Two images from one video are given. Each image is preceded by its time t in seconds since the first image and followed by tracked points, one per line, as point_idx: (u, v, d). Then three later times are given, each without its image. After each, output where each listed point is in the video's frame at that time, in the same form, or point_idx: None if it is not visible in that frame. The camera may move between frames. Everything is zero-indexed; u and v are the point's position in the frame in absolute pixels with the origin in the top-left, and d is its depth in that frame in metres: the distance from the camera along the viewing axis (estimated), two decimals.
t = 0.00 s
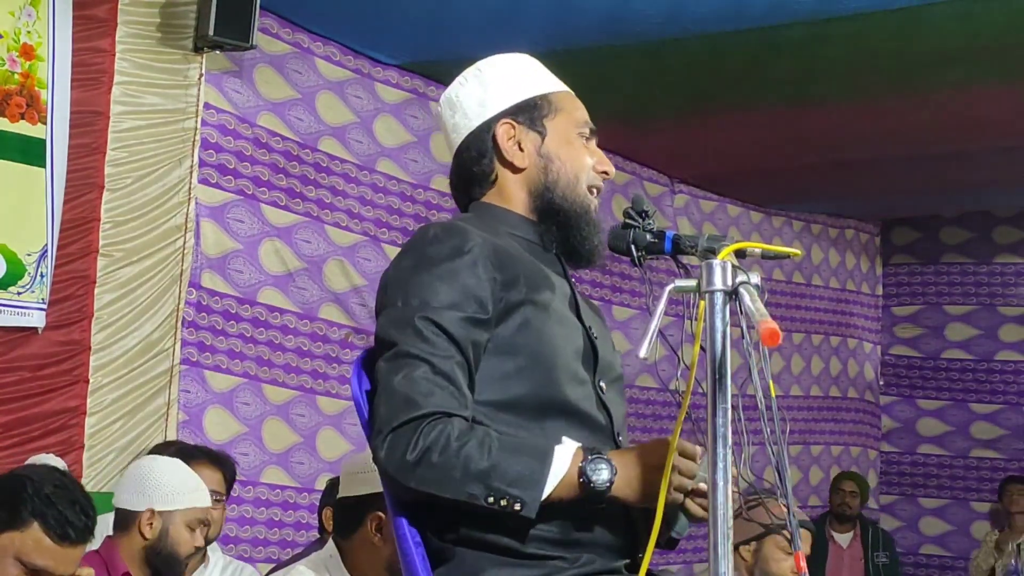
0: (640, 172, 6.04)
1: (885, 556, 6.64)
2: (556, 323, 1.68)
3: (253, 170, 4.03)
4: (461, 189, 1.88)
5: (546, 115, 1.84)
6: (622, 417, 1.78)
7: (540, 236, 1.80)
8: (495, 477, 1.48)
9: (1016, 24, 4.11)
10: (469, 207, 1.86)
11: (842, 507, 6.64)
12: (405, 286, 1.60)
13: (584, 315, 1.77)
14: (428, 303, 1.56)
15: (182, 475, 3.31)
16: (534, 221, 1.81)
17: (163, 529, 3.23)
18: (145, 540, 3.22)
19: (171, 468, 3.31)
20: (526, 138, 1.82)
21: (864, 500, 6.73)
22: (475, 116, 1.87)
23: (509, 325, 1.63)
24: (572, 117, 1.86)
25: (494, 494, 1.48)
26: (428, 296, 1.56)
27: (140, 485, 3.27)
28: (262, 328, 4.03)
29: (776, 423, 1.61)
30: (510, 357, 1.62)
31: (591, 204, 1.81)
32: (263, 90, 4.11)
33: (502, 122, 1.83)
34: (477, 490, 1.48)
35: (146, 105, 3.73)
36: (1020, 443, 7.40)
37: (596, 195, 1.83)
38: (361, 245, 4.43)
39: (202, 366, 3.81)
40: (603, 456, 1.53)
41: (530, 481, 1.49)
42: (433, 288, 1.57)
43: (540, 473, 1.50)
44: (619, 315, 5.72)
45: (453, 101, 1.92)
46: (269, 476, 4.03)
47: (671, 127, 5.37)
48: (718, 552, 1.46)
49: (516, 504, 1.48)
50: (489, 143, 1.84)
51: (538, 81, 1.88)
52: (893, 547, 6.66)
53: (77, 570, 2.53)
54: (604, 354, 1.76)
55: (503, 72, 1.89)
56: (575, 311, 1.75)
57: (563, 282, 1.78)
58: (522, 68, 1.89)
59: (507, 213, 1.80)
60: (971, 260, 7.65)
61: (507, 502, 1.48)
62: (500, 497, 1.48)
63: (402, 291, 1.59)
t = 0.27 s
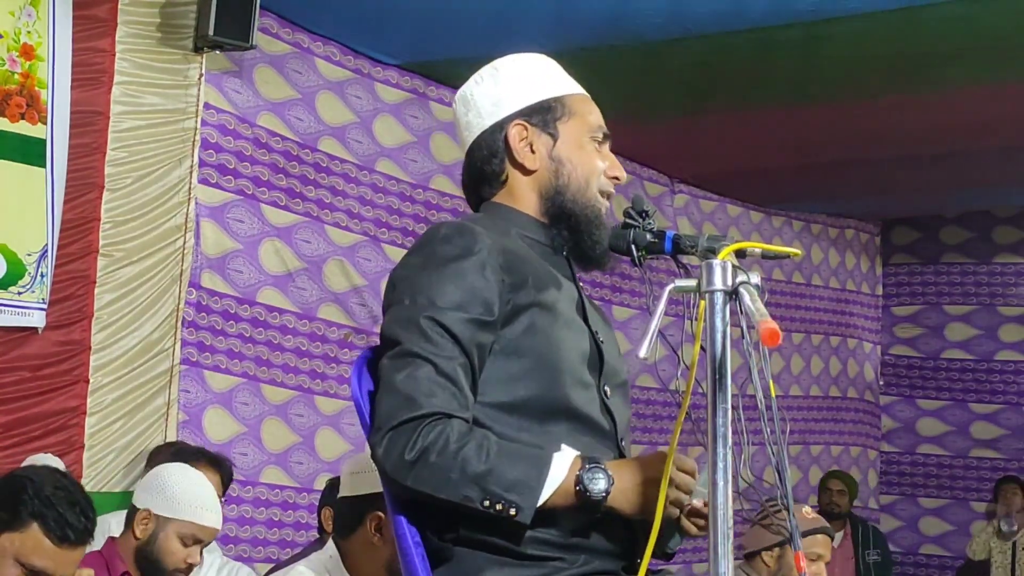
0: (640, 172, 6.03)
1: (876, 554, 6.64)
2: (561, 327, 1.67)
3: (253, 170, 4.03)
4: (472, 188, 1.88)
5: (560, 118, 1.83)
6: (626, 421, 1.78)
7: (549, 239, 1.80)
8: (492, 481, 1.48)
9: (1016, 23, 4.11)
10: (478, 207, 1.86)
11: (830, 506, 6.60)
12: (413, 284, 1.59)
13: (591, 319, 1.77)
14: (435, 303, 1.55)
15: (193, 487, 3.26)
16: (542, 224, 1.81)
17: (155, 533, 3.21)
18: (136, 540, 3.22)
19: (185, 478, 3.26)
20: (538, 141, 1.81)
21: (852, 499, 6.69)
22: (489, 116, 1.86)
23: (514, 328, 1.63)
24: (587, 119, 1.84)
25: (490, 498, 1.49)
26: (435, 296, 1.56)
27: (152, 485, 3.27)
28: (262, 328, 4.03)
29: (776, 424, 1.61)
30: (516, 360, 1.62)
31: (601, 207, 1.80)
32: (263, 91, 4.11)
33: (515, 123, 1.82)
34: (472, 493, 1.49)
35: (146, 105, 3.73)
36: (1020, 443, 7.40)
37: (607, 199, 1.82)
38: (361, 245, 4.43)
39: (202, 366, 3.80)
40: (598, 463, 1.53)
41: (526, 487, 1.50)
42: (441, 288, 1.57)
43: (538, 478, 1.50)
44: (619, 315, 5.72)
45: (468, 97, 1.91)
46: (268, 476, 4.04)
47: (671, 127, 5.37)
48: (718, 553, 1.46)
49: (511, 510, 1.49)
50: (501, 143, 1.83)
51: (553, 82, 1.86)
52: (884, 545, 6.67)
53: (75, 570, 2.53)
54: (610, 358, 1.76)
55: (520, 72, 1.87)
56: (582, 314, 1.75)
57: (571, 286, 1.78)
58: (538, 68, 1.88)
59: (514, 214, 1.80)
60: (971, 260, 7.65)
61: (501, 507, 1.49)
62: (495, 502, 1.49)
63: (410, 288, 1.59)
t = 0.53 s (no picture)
0: (639, 172, 6.02)
1: (870, 557, 6.67)
2: (567, 329, 1.67)
3: (253, 170, 4.03)
4: (481, 188, 1.88)
5: (568, 119, 1.82)
6: (629, 424, 1.77)
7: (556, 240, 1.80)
8: (496, 481, 1.48)
9: (1017, 23, 4.11)
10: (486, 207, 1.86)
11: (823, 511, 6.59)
12: (420, 284, 1.59)
13: (598, 322, 1.76)
14: (442, 303, 1.55)
15: (196, 492, 3.25)
16: (549, 226, 1.80)
17: (157, 536, 3.21)
18: (139, 541, 3.22)
19: (188, 483, 3.24)
20: (546, 142, 1.81)
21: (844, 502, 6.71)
22: (498, 116, 1.86)
23: (520, 329, 1.63)
24: (596, 121, 1.83)
25: (494, 498, 1.49)
26: (442, 296, 1.56)
27: (156, 487, 3.26)
28: (262, 328, 4.03)
29: (776, 424, 1.61)
30: (522, 362, 1.62)
31: (610, 209, 1.79)
32: (263, 90, 4.11)
33: (523, 124, 1.82)
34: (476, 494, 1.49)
35: (146, 105, 3.73)
36: (1020, 443, 7.41)
37: (615, 201, 1.81)
38: (361, 245, 4.43)
39: (202, 366, 3.80)
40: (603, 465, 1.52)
41: (530, 489, 1.49)
42: (448, 288, 1.57)
43: (542, 480, 1.50)
44: (619, 315, 5.72)
45: (479, 97, 1.91)
46: (268, 476, 4.04)
47: (671, 127, 5.36)
48: (718, 552, 1.46)
49: (514, 511, 1.49)
50: (509, 144, 1.83)
51: (563, 83, 1.86)
52: (877, 547, 6.70)
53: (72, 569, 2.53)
54: (616, 362, 1.76)
55: (530, 72, 1.87)
56: (589, 316, 1.75)
57: (578, 288, 1.77)
58: (549, 69, 1.87)
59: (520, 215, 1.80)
60: (971, 260, 7.65)
61: (504, 507, 1.49)
62: (498, 502, 1.49)
63: (418, 288, 1.59)
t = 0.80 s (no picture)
0: (639, 172, 6.01)
1: (869, 559, 6.65)
2: (570, 329, 1.67)
3: (253, 170, 4.03)
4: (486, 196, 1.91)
5: (554, 120, 1.82)
6: (633, 426, 1.77)
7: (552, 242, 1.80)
8: (495, 479, 1.48)
9: (1018, 24, 4.12)
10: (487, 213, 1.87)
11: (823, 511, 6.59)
12: (423, 282, 1.60)
13: (602, 324, 1.76)
14: (444, 302, 1.56)
15: (195, 498, 3.24)
16: (542, 229, 1.80)
17: (156, 540, 3.20)
18: (138, 544, 3.22)
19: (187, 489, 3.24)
20: (533, 146, 1.82)
21: (845, 503, 6.72)
22: (492, 126, 1.89)
23: (523, 329, 1.64)
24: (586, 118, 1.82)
25: (492, 496, 1.48)
26: (445, 295, 1.56)
27: (155, 491, 3.25)
28: (262, 328, 4.03)
29: (776, 423, 1.61)
30: (524, 362, 1.62)
31: (601, 206, 1.76)
32: (263, 90, 4.11)
33: (509, 131, 1.84)
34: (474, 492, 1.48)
35: (146, 105, 3.73)
36: (1020, 443, 7.42)
37: (610, 197, 1.78)
38: (361, 245, 4.43)
39: (202, 366, 3.80)
40: (603, 467, 1.53)
41: (528, 488, 1.49)
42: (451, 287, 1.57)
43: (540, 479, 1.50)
44: (619, 315, 5.72)
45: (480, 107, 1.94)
46: (269, 476, 4.04)
47: (671, 127, 5.36)
48: (718, 552, 1.46)
49: (512, 509, 1.48)
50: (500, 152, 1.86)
51: (553, 81, 1.85)
52: (875, 550, 6.69)
53: (70, 569, 2.53)
54: (619, 364, 1.75)
55: (519, 76, 1.87)
56: (593, 318, 1.74)
57: (582, 289, 1.77)
58: (538, 69, 1.87)
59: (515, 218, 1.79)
60: (971, 260, 7.66)
61: (503, 505, 1.48)
62: (497, 500, 1.48)
63: (421, 286, 1.60)
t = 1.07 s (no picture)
0: (639, 172, 6.01)
1: (869, 559, 6.63)
2: (569, 329, 1.67)
3: (253, 170, 4.03)
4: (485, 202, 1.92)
5: (530, 125, 1.80)
6: (633, 427, 1.77)
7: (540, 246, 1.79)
8: (492, 478, 1.48)
9: (1017, 23, 4.12)
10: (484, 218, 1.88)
11: (825, 510, 6.59)
12: (422, 283, 1.60)
13: (601, 324, 1.76)
14: (442, 302, 1.56)
15: (197, 502, 3.21)
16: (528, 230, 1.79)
17: (156, 543, 3.17)
18: (138, 547, 3.19)
19: (189, 493, 3.21)
20: (513, 154, 1.82)
21: (847, 503, 6.71)
22: (478, 135, 1.90)
23: (522, 329, 1.64)
24: (559, 117, 1.79)
25: (490, 494, 1.48)
26: (443, 295, 1.56)
27: (156, 493, 3.22)
28: (262, 328, 4.02)
29: (776, 424, 1.61)
30: (523, 362, 1.62)
31: (580, 204, 1.75)
32: (263, 90, 4.11)
33: (488, 140, 1.84)
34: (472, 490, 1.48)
35: (146, 105, 3.73)
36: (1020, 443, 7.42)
37: (591, 193, 1.76)
38: (361, 245, 4.43)
39: (202, 366, 3.80)
40: (602, 466, 1.52)
41: (526, 486, 1.49)
42: (450, 287, 1.57)
43: (537, 477, 1.50)
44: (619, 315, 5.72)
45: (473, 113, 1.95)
46: (269, 476, 4.03)
47: (671, 127, 5.36)
48: (718, 552, 1.46)
49: (510, 507, 1.48)
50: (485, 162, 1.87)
51: (526, 81, 1.83)
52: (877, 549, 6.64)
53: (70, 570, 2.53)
54: (619, 364, 1.75)
55: (496, 81, 1.87)
56: (592, 318, 1.74)
57: (582, 289, 1.77)
58: (513, 70, 1.85)
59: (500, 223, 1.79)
60: (971, 260, 7.65)
61: (501, 504, 1.48)
62: (494, 498, 1.48)
63: (420, 287, 1.60)
